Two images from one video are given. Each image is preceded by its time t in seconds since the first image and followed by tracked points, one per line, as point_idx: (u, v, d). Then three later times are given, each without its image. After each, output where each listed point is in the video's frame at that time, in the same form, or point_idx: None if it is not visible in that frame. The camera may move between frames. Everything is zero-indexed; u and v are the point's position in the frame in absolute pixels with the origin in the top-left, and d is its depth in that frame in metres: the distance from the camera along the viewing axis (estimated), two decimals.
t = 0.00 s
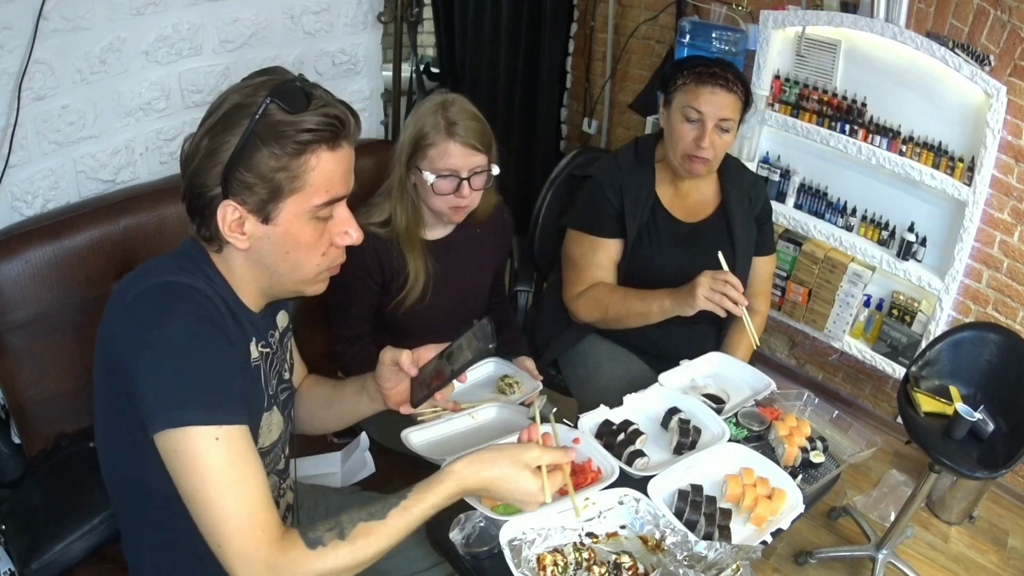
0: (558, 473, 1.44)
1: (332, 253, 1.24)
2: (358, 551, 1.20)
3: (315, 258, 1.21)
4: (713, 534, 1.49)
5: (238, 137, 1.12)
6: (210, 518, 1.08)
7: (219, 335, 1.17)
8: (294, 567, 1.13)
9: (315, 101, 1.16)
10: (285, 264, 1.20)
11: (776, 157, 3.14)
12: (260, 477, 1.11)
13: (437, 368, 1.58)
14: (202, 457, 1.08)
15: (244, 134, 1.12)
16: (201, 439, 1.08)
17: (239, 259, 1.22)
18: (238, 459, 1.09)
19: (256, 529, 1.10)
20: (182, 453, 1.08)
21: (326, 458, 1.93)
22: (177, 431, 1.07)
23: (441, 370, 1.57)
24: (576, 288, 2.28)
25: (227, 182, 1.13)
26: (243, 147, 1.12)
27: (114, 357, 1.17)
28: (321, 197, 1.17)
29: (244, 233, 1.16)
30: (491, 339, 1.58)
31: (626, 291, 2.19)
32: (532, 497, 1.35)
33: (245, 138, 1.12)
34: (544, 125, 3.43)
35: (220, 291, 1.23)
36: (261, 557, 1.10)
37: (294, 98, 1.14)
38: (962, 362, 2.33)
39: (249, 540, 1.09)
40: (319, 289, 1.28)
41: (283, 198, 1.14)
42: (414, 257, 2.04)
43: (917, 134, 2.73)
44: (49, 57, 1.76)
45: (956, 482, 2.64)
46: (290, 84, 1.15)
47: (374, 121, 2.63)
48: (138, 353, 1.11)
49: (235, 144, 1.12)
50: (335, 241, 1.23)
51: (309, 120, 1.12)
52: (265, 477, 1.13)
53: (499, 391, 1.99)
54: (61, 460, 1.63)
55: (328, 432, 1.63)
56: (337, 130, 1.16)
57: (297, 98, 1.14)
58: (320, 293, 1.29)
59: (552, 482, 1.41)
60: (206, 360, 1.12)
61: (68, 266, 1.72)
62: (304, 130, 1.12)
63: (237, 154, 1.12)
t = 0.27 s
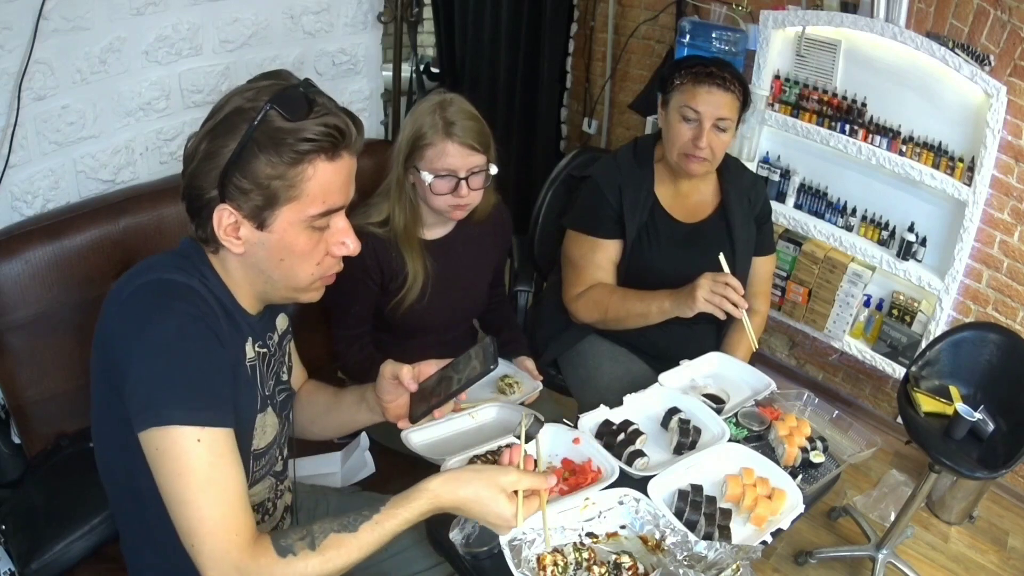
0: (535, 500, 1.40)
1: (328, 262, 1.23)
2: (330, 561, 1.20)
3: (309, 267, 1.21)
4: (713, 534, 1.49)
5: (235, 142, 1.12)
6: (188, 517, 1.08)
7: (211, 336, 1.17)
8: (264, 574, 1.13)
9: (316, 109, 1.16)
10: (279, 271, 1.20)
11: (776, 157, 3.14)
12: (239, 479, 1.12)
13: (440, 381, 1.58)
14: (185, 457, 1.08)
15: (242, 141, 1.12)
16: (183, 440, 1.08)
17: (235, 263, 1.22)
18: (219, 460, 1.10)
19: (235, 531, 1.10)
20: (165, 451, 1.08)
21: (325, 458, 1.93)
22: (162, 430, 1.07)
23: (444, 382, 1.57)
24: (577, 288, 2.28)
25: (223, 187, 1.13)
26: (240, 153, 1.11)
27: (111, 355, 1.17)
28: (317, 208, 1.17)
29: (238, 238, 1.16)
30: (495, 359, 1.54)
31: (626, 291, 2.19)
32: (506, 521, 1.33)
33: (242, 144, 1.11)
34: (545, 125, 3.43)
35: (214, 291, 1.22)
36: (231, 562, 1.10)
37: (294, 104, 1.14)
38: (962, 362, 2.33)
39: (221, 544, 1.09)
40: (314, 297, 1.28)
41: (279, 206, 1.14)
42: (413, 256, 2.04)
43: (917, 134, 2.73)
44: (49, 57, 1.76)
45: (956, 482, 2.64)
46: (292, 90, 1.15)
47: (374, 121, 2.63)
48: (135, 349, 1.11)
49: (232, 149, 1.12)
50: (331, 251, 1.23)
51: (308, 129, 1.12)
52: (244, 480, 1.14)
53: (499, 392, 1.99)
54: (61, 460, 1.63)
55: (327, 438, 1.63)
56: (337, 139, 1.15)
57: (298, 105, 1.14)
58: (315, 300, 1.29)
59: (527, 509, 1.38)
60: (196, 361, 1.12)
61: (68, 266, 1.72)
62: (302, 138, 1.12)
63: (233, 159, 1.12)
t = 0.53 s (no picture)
0: (535, 507, 1.40)
1: (325, 265, 1.24)
2: (330, 565, 1.20)
3: (307, 270, 1.21)
4: (713, 534, 1.49)
5: (233, 143, 1.12)
6: (187, 519, 1.08)
7: (210, 337, 1.17)
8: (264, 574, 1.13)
9: (316, 111, 1.15)
10: (277, 273, 1.20)
11: (776, 157, 3.14)
12: (238, 481, 1.12)
13: (435, 381, 1.57)
14: (184, 458, 1.08)
15: (240, 142, 1.11)
16: (183, 442, 1.08)
17: (233, 264, 1.22)
18: (219, 462, 1.10)
19: (234, 532, 1.10)
20: (164, 453, 1.08)
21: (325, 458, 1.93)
22: (161, 432, 1.07)
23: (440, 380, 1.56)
24: (577, 288, 2.28)
25: (220, 188, 1.13)
26: (238, 155, 1.11)
27: (110, 357, 1.17)
28: (316, 212, 1.17)
29: (236, 240, 1.16)
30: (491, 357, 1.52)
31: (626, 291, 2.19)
32: (506, 529, 1.34)
33: (240, 146, 1.11)
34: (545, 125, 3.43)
35: (212, 292, 1.22)
36: (232, 562, 1.10)
37: (294, 107, 1.13)
38: (963, 362, 2.33)
39: (222, 545, 1.09)
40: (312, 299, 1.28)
41: (277, 209, 1.14)
42: (412, 256, 2.04)
43: (917, 134, 2.73)
44: (49, 57, 1.76)
45: (956, 482, 2.64)
46: (291, 92, 1.15)
47: (374, 121, 2.63)
48: (134, 350, 1.11)
49: (230, 150, 1.12)
50: (329, 253, 1.23)
51: (307, 133, 1.12)
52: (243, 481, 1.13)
53: (499, 392, 2.00)
54: (61, 460, 1.63)
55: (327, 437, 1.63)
56: (336, 143, 1.15)
57: (297, 108, 1.14)
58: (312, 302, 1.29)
59: (527, 516, 1.37)
60: (195, 364, 1.12)
61: (67, 266, 1.72)
62: (301, 142, 1.12)
63: (231, 161, 1.11)
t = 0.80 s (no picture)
0: (532, 511, 1.39)
1: (322, 265, 1.24)
2: (328, 566, 1.21)
3: (303, 270, 1.21)
4: (713, 534, 1.49)
5: (229, 144, 1.12)
6: (187, 519, 1.08)
7: (208, 339, 1.17)
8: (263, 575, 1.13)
9: (313, 111, 1.15)
10: (274, 273, 1.20)
11: (776, 157, 3.14)
12: (239, 482, 1.12)
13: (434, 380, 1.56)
14: (184, 460, 1.08)
15: (236, 143, 1.11)
16: (182, 443, 1.08)
17: (230, 264, 1.22)
18: (218, 463, 1.10)
19: (234, 533, 1.10)
20: (164, 454, 1.08)
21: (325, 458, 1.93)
22: (160, 433, 1.07)
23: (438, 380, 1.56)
24: (577, 288, 2.28)
25: (217, 189, 1.13)
26: (234, 155, 1.11)
27: (109, 357, 1.17)
28: (312, 212, 1.17)
29: (233, 239, 1.17)
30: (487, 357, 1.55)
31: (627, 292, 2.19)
32: (502, 532, 1.34)
33: (236, 146, 1.11)
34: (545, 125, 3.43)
35: (210, 293, 1.22)
36: (231, 562, 1.11)
37: (291, 107, 1.13)
38: (963, 362, 2.33)
39: (222, 545, 1.09)
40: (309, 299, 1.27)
41: (273, 209, 1.14)
42: (412, 257, 2.04)
43: (917, 134, 2.73)
44: (49, 57, 1.76)
45: (956, 482, 2.64)
46: (288, 92, 1.15)
47: (374, 121, 2.63)
48: (132, 351, 1.11)
49: (226, 151, 1.12)
50: (326, 254, 1.23)
51: (303, 133, 1.12)
52: (243, 482, 1.13)
53: (500, 392, 2.00)
54: (61, 460, 1.63)
55: (326, 438, 1.63)
56: (332, 143, 1.15)
57: (294, 107, 1.14)
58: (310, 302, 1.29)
59: (523, 519, 1.37)
60: (194, 364, 1.12)
61: (68, 265, 1.72)
62: (297, 142, 1.12)
63: (227, 161, 1.11)
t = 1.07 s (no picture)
0: (529, 511, 1.39)
1: (321, 265, 1.23)
2: (327, 566, 1.21)
3: (302, 269, 1.21)
4: (713, 534, 1.49)
5: (228, 144, 1.12)
6: (187, 520, 1.08)
7: (207, 339, 1.17)
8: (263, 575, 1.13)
9: (311, 111, 1.15)
10: (273, 273, 1.20)
11: (776, 157, 3.14)
12: (238, 483, 1.12)
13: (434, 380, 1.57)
14: (183, 461, 1.08)
15: (234, 143, 1.11)
16: (182, 444, 1.08)
17: (229, 264, 1.22)
18: (218, 464, 1.10)
19: (234, 533, 1.11)
20: (163, 455, 1.08)
21: (325, 458, 1.93)
22: (160, 434, 1.07)
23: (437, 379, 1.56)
24: (578, 288, 2.28)
25: (215, 189, 1.13)
26: (232, 155, 1.11)
27: (108, 358, 1.17)
28: (311, 211, 1.16)
29: (232, 239, 1.17)
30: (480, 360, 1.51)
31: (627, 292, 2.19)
32: (500, 533, 1.34)
33: (235, 146, 1.11)
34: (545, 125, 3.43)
35: (209, 293, 1.22)
36: (231, 562, 1.11)
37: (290, 106, 1.13)
38: (963, 362, 2.33)
39: (221, 545, 1.10)
40: (309, 299, 1.27)
41: (272, 209, 1.14)
42: (412, 257, 2.04)
43: (917, 134, 2.73)
44: (49, 57, 1.76)
45: (956, 482, 2.64)
46: (287, 91, 1.15)
47: (374, 121, 2.63)
48: (130, 352, 1.11)
49: (225, 150, 1.12)
50: (325, 253, 1.23)
51: (302, 133, 1.12)
52: (242, 483, 1.13)
53: (500, 392, 2.01)
54: (61, 460, 1.63)
55: (326, 437, 1.63)
56: (331, 143, 1.15)
57: (293, 107, 1.14)
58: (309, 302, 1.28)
59: (521, 520, 1.37)
60: (193, 365, 1.12)
61: (68, 266, 1.72)
62: (295, 142, 1.12)
63: (226, 161, 1.11)
